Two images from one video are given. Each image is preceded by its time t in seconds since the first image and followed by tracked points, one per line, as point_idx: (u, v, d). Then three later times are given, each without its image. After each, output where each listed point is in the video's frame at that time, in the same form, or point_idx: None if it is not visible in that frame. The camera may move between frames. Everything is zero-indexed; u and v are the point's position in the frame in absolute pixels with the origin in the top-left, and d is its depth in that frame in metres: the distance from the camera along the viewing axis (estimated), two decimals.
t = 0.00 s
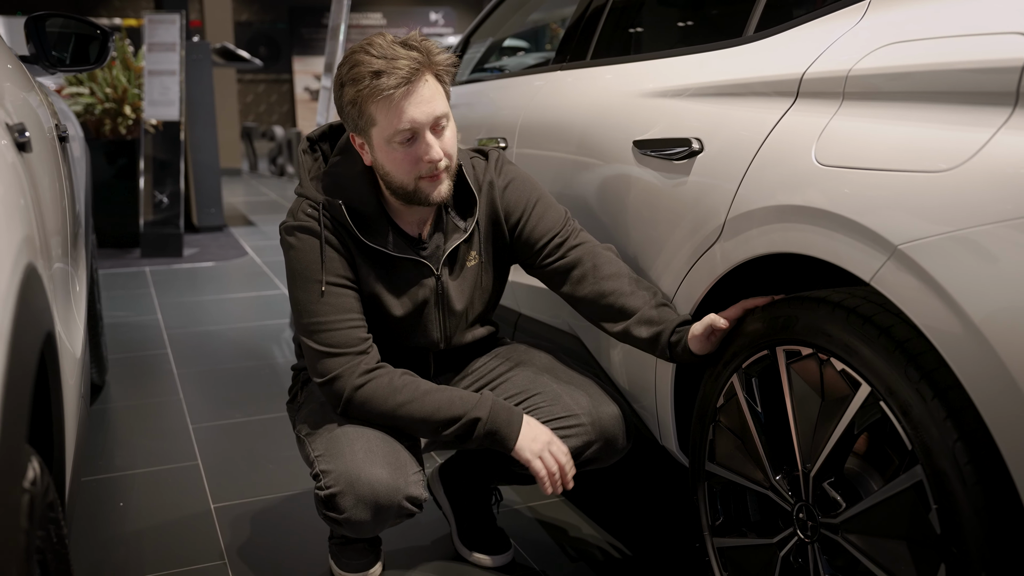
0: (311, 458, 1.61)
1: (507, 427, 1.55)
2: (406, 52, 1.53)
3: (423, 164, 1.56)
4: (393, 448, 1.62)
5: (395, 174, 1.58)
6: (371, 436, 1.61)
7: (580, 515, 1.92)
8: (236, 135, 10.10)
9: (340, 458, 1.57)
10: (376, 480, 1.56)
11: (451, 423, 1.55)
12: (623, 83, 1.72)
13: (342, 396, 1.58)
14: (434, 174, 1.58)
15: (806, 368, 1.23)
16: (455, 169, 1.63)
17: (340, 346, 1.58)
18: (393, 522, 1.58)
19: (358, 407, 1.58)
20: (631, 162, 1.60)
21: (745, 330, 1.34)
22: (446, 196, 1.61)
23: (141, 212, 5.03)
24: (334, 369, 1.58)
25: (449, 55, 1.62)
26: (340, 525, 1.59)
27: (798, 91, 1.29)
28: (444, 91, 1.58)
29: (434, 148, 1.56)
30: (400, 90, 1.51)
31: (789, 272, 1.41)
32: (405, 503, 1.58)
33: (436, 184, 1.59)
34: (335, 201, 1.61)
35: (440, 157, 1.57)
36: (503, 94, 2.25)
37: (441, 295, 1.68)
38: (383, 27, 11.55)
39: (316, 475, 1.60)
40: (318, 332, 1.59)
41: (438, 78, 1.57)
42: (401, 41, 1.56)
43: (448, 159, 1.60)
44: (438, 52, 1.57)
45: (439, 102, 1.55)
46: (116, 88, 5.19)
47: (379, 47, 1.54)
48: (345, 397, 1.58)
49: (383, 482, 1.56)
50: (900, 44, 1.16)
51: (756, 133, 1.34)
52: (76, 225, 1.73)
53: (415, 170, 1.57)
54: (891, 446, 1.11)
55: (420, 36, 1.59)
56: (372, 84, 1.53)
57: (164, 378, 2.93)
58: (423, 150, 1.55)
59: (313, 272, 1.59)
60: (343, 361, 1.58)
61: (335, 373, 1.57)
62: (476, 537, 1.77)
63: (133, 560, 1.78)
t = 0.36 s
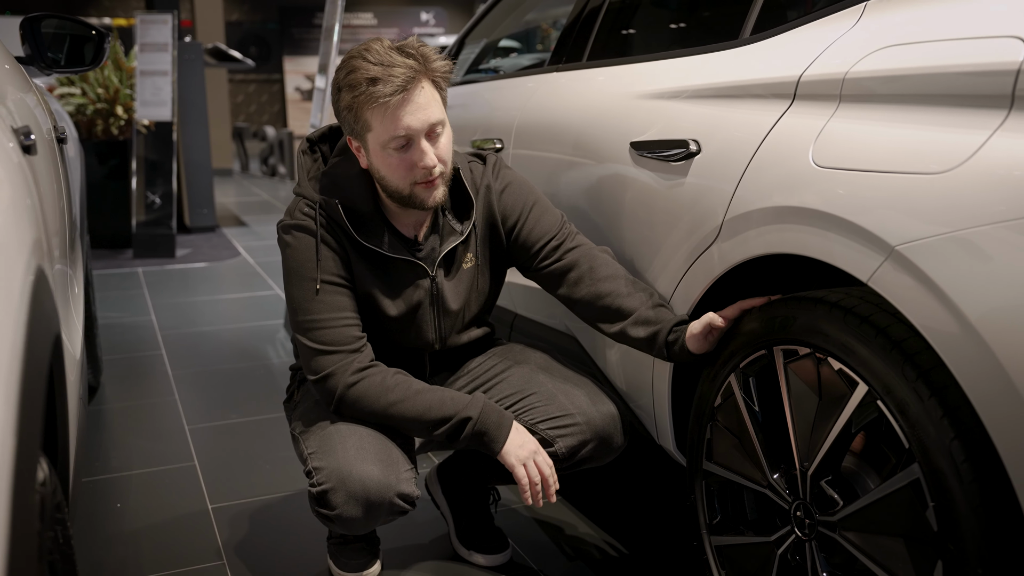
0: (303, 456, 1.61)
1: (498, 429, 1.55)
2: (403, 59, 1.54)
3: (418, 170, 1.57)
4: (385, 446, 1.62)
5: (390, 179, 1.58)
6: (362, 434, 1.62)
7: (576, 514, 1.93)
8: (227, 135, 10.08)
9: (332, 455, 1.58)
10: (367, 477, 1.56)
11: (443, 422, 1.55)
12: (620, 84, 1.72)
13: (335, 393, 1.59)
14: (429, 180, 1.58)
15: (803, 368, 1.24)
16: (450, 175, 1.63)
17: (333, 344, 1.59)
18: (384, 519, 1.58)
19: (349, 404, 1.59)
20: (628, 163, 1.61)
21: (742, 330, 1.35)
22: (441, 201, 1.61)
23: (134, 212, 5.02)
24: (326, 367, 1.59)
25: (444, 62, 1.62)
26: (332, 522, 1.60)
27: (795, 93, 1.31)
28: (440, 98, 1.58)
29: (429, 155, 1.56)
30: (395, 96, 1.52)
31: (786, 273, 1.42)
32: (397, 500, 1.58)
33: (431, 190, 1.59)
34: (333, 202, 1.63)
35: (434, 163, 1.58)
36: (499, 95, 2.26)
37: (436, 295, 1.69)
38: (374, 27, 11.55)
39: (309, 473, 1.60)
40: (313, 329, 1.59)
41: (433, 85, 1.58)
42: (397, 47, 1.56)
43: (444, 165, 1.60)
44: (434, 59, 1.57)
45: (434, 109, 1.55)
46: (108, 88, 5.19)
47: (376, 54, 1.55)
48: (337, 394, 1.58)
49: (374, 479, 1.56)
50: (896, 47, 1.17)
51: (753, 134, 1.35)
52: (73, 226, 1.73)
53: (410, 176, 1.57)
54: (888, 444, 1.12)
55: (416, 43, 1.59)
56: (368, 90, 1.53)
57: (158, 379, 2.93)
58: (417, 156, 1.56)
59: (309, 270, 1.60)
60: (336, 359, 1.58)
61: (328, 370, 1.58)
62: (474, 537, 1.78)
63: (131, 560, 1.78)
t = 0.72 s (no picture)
0: (308, 455, 1.62)
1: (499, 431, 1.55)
2: (404, 59, 1.55)
3: (419, 169, 1.57)
4: (389, 445, 1.63)
5: (391, 178, 1.59)
6: (367, 433, 1.62)
7: (575, 513, 1.94)
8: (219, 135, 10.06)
9: (337, 454, 1.59)
10: (372, 476, 1.57)
11: (444, 423, 1.56)
12: (618, 86, 1.73)
13: (339, 393, 1.60)
14: (430, 179, 1.59)
15: (802, 367, 1.25)
16: (451, 175, 1.64)
17: (337, 345, 1.60)
18: (389, 518, 1.59)
19: (353, 404, 1.60)
20: (626, 164, 1.62)
21: (740, 329, 1.36)
22: (442, 200, 1.62)
23: (128, 213, 5.01)
24: (330, 366, 1.60)
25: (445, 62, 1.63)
26: (337, 521, 1.60)
27: (793, 95, 1.32)
28: (441, 98, 1.59)
29: (429, 154, 1.57)
30: (396, 96, 1.53)
31: (784, 273, 1.43)
32: (400, 499, 1.59)
33: (431, 189, 1.60)
34: (335, 203, 1.63)
35: (435, 162, 1.58)
36: (496, 95, 2.26)
37: (438, 294, 1.70)
38: (367, 27, 11.54)
39: (313, 472, 1.61)
40: (317, 330, 1.60)
41: (434, 85, 1.59)
42: (398, 48, 1.57)
43: (445, 164, 1.61)
44: (435, 59, 1.58)
45: (435, 108, 1.56)
46: (102, 88, 5.15)
47: (377, 54, 1.55)
48: (341, 394, 1.59)
49: (379, 478, 1.57)
50: (894, 49, 1.18)
51: (751, 135, 1.36)
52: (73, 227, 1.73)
53: (411, 175, 1.58)
54: (886, 442, 1.14)
55: (417, 43, 1.60)
56: (369, 90, 1.54)
57: (155, 379, 2.93)
58: (418, 155, 1.57)
59: (312, 271, 1.61)
60: (340, 359, 1.59)
61: (332, 370, 1.59)
62: (474, 536, 1.79)
63: (131, 560, 1.79)
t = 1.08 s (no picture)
0: (314, 452, 1.63)
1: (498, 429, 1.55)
2: (397, 41, 1.56)
3: (415, 150, 1.59)
4: (394, 439, 1.64)
5: (388, 160, 1.61)
6: (372, 428, 1.63)
7: (575, 506, 1.96)
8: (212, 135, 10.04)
9: (344, 450, 1.60)
10: (379, 470, 1.58)
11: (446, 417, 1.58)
12: (618, 83, 1.75)
13: (343, 383, 1.60)
14: (426, 160, 1.61)
15: (803, 360, 1.27)
16: (447, 156, 1.66)
17: (340, 335, 1.60)
18: (398, 511, 1.60)
19: (356, 401, 1.61)
20: (627, 161, 1.64)
21: (741, 324, 1.38)
22: (439, 181, 1.64)
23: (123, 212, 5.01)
24: (335, 357, 1.60)
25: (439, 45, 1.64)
26: (346, 515, 1.62)
27: (794, 92, 1.34)
28: (433, 78, 1.60)
29: (425, 135, 1.59)
30: (389, 77, 1.54)
31: (784, 267, 1.45)
32: (409, 491, 1.60)
33: (428, 170, 1.62)
34: (336, 192, 1.64)
35: (431, 143, 1.60)
36: (496, 93, 2.27)
37: (441, 281, 1.71)
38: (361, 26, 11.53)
39: (320, 468, 1.62)
40: (319, 320, 1.61)
41: (428, 66, 1.60)
42: (392, 30, 1.58)
43: (441, 145, 1.62)
44: (428, 41, 1.59)
45: (428, 89, 1.57)
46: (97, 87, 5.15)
47: (371, 37, 1.57)
48: (346, 385, 1.60)
49: (387, 472, 1.58)
50: (894, 47, 1.20)
51: (752, 133, 1.38)
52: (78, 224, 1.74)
53: (407, 157, 1.59)
54: (887, 433, 1.16)
55: (410, 25, 1.61)
56: (363, 72, 1.55)
57: (154, 377, 2.93)
58: (413, 136, 1.58)
59: (313, 261, 1.61)
60: (343, 349, 1.60)
61: (336, 360, 1.59)
62: (474, 529, 1.80)
63: (134, 556, 1.80)
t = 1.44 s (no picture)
0: (309, 459, 1.63)
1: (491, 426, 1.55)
2: (377, 28, 1.59)
3: (396, 135, 1.60)
4: (390, 444, 1.65)
5: (371, 146, 1.62)
6: (367, 433, 1.64)
7: (567, 506, 1.97)
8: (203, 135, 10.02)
9: (340, 457, 1.60)
10: (376, 476, 1.59)
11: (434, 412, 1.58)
12: (608, 85, 1.76)
13: (337, 381, 1.61)
14: (408, 144, 1.61)
15: (791, 360, 1.28)
16: (433, 143, 1.66)
17: (339, 332, 1.61)
18: (394, 515, 1.61)
19: (350, 397, 1.61)
20: (617, 163, 1.65)
21: (730, 324, 1.39)
22: (423, 167, 1.63)
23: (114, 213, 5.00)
24: (331, 353, 1.61)
25: (424, 37, 1.67)
26: (342, 522, 1.62)
27: (781, 95, 1.35)
28: (417, 65, 1.62)
29: (405, 119, 1.59)
30: (368, 62, 1.57)
31: (778, 269, 1.45)
32: (405, 496, 1.61)
33: (410, 155, 1.62)
34: (332, 190, 1.65)
35: (412, 128, 1.61)
36: (487, 95, 2.28)
37: (437, 273, 1.71)
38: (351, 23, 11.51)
39: (316, 475, 1.62)
40: (317, 319, 1.61)
41: (410, 54, 1.62)
42: (375, 20, 1.62)
43: (423, 131, 1.63)
44: (411, 29, 1.62)
45: (408, 74, 1.59)
46: (87, 89, 5.15)
47: (353, 26, 1.60)
48: (339, 382, 1.61)
49: (383, 477, 1.59)
50: (880, 51, 1.22)
51: (741, 135, 1.39)
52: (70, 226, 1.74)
53: (388, 142, 1.60)
54: (875, 432, 1.17)
55: (395, 16, 1.65)
56: (345, 59, 1.59)
57: (146, 378, 2.94)
58: (393, 121, 1.59)
59: (309, 260, 1.62)
60: (342, 346, 1.61)
61: (331, 358, 1.60)
62: (467, 529, 1.81)
63: (129, 557, 1.80)
